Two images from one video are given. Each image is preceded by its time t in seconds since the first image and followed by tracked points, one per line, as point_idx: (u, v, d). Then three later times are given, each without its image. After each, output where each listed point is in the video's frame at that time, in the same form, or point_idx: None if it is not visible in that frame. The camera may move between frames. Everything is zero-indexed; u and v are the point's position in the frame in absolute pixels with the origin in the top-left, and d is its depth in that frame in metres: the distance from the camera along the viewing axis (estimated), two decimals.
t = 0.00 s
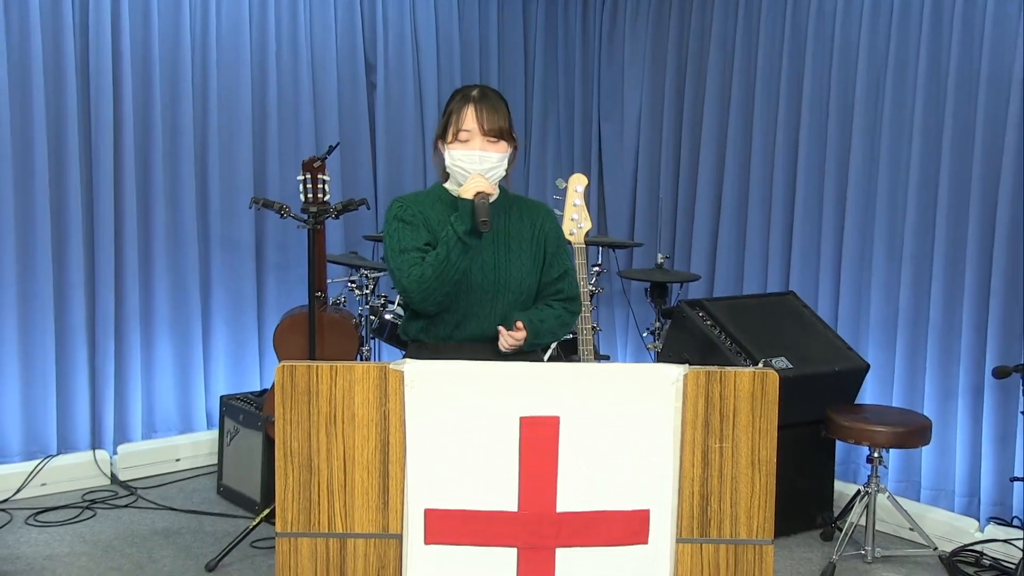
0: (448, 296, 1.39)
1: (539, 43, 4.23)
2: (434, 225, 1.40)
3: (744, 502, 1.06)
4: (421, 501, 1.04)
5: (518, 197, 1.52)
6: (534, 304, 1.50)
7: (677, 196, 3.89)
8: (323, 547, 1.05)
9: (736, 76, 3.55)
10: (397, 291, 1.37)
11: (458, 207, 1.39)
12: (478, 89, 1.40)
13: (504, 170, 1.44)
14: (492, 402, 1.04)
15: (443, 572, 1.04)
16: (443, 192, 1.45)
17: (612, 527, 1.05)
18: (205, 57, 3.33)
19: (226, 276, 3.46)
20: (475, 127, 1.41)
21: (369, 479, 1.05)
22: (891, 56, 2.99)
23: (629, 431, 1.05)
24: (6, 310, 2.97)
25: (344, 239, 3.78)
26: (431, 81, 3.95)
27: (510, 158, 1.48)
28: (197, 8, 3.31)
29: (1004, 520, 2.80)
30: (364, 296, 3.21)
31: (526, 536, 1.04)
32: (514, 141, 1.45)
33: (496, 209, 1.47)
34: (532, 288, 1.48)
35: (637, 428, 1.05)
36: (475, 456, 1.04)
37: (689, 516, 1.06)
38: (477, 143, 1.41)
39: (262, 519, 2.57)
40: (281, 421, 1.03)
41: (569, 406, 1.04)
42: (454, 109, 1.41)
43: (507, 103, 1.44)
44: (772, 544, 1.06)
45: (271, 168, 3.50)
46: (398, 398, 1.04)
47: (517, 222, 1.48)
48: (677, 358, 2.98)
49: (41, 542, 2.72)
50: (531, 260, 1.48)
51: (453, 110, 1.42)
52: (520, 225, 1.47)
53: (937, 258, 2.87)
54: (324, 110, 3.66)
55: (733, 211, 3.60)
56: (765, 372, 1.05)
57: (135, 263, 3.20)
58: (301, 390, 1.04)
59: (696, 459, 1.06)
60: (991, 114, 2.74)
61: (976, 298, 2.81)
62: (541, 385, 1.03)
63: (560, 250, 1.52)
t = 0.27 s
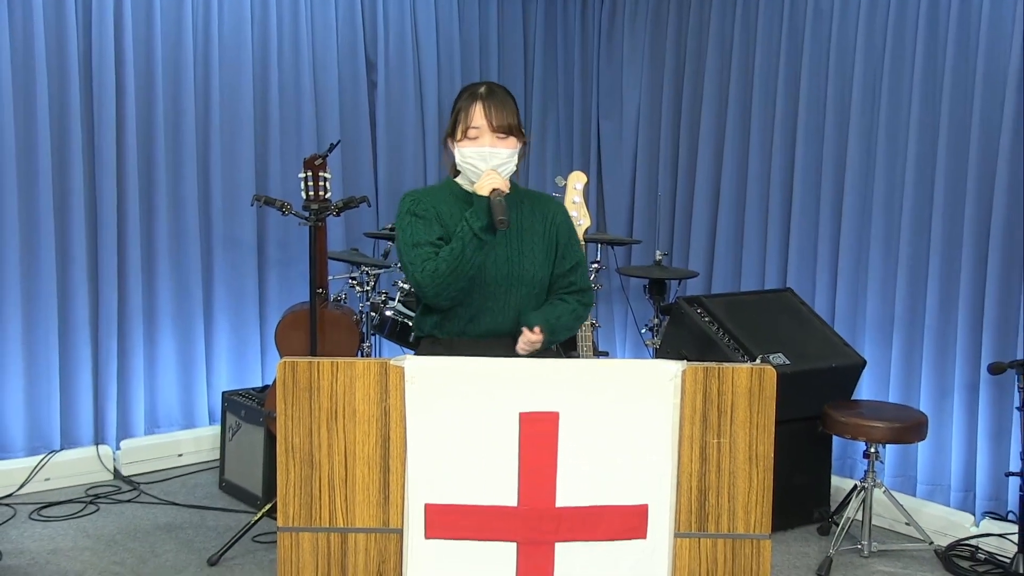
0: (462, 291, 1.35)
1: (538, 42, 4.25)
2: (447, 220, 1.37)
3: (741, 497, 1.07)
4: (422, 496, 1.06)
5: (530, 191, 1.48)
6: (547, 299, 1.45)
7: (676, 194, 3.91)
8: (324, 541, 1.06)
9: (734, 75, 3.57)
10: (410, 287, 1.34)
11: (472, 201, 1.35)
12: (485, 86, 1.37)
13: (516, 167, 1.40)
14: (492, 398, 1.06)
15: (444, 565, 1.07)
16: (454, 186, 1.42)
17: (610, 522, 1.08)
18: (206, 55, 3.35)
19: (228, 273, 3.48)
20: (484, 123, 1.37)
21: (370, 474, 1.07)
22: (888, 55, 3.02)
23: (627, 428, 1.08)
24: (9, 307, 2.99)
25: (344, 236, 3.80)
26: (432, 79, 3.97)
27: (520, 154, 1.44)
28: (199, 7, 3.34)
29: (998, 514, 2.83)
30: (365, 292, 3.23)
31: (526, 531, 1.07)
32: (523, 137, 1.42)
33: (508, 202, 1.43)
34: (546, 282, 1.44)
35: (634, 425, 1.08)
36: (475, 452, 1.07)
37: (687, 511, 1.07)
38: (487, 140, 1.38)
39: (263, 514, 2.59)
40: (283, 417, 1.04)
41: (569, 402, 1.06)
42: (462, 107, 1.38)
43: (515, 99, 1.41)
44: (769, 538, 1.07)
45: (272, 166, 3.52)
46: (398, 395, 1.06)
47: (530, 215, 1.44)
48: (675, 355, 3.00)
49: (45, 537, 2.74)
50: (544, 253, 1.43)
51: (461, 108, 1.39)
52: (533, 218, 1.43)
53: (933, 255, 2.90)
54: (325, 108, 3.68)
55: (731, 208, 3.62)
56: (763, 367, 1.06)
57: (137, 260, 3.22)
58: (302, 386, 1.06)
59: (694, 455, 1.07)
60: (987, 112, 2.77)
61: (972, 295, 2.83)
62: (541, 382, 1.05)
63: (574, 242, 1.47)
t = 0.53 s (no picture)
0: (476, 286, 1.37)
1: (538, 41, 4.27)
2: (462, 214, 1.38)
3: (740, 492, 1.07)
4: (422, 492, 1.06)
5: (543, 181, 1.48)
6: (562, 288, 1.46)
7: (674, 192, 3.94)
8: (326, 536, 1.06)
9: (733, 73, 3.59)
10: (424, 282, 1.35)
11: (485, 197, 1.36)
12: (493, 85, 1.37)
13: (525, 164, 1.40)
14: (493, 394, 1.07)
15: (444, 561, 1.07)
16: (468, 180, 1.42)
17: (609, 517, 1.08)
18: (209, 54, 3.38)
19: (230, 271, 3.50)
20: (491, 122, 1.37)
21: (371, 470, 1.06)
22: (884, 55, 3.04)
23: (627, 423, 1.08)
24: (13, 305, 3.01)
25: (346, 234, 3.83)
26: (432, 78, 3.99)
27: (531, 150, 1.43)
28: (202, 7, 3.36)
29: (994, 509, 2.85)
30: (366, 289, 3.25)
31: (525, 526, 1.07)
32: (533, 133, 1.41)
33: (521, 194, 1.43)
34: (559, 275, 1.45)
35: (634, 420, 1.08)
36: (475, 448, 1.07)
37: (685, 506, 1.08)
38: (495, 138, 1.37)
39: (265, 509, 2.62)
40: (283, 412, 1.04)
41: (568, 398, 1.07)
42: (470, 105, 1.38)
43: (524, 95, 1.40)
44: (768, 533, 1.07)
45: (273, 164, 3.55)
46: (398, 390, 1.06)
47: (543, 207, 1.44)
48: (674, 351, 3.03)
49: (49, 532, 2.77)
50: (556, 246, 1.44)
51: (470, 107, 1.39)
52: (546, 212, 1.44)
53: (930, 253, 2.92)
54: (326, 107, 3.70)
55: (729, 206, 3.64)
56: (760, 363, 1.06)
57: (140, 258, 3.25)
58: (303, 381, 1.06)
59: (692, 450, 1.07)
60: (983, 112, 2.79)
61: (968, 292, 2.85)
62: (541, 378, 1.06)
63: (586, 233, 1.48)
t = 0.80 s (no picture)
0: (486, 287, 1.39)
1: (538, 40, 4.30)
2: (471, 215, 1.40)
3: (738, 488, 1.10)
4: (423, 488, 1.09)
5: (551, 181, 1.50)
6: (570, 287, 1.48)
7: (673, 190, 3.96)
8: (327, 530, 1.09)
9: (731, 73, 3.61)
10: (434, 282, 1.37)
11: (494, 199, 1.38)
12: (506, 86, 1.36)
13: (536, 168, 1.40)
14: (494, 390, 1.09)
15: (444, 555, 1.09)
16: (476, 179, 1.44)
17: (609, 512, 1.10)
18: (211, 54, 3.40)
19: (232, 268, 3.53)
20: (503, 125, 1.37)
21: (372, 465, 1.09)
22: (881, 54, 3.06)
23: (625, 420, 1.10)
24: (18, 302, 3.04)
25: (347, 232, 3.85)
26: (433, 77, 4.01)
27: (542, 152, 1.43)
28: (204, 7, 3.38)
29: (990, 504, 2.88)
30: (367, 286, 3.28)
31: (525, 522, 1.09)
32: (544, 136, 1.41)
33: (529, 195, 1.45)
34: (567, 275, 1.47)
35: (632, 417, 1.10)
36: (476, 444, 1.09)
37: (684, 502, 1.10)
38: (506, 141, 1.37)
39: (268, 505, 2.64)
40: (286, 408, 1.07)
41: (568, 395, 1.09)
42: (484, 107, 1.38)
43: (537, 96, 1.39)
44: (766, 528, 1.10)
45: (276, 163, 3.57)
46: (399, 387, 1.08)
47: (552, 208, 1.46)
48: (673, 348, 3.05)
49: (53, 527, 2.79)
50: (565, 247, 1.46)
51: (483, 107, 1.39)
52: (555, 212, 1.45)
53: (926, 251, 2.94)
54: (328, 106, 3.72)
55: (728, 204, 3.67)
56: (759, 360, 1.09)
57: (143, 255, 3.27)
58: (305, 377, 1.08)
59: (691, 446, 1.10)
60: (979, 111, 2.81)
61: (964, 290, 2.88)
62: (543, 374, 1.08)
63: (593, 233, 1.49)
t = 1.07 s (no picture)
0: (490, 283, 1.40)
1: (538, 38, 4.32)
2: (476, 212, 1.41)
3: (736, 483, 1.12)
4: (425, 484, 1.11)
5: (557, 179, 1.51)
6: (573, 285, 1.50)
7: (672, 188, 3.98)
8: (329, 525, 1.11)
9: (729, 71, 3.63)
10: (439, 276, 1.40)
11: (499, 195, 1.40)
12: (514, 85, 1.38)
13: (538, 166, 1.42)
14: (494, 387, 1.11)
15: (445, 549, 1.12)
16: (484, 176, 1.45)
17: (607, 507, 1.13)
18: (213, 53, 3.42)
19: (235, 265, 3.55)
20: (508, 123, 1.39)
21: (374, 461, 1.11)
22: (879, 52, 3.08)
23: (623, 416, 1.12)
24: (23, 299, 3.06)
25: (349, 229, 3.87)
26: (434, 76, 4.03)
27: (545, 152, 1.45)
28: (206, 6, 3.40)
29: (985, 499, 2.90)
30: (369, 283, 3.30)
31: (525, 516, 1.12)
32: (549, 136, 1.43)
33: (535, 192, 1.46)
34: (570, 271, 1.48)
35: (630, 413, 1.12)
36: (477, 440, 1.11)
37: (683, 497, 1.13)
38: (510, 139, 1.40)
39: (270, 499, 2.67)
40: (288, 405, 1.09)
41: (568, 391, 1.11)
42: (490, 103, 1.40)
43: (544, 97, 1.41)
44: (763, 523, 1.12)
45: (278, 161, 3.59)
46: (400, 384, 1.10)
47: (557, 205, 1.47)
48: (672, 344, 3.08)
49: (58, 521, 2.82)
50: (568, 244, 1.47)
51: (490, 104, 1.41)
52: (559, 209, 1.46)
53: (923, 248, 2.97)
54: (329, 104, 3.74)
55: (726, 202, 3.69)
56: (756, 357, 1.10)
57: (146, 253, 3.30)
58: (307, 373, 1.10)
59: (690, 442, 1.12)
60: (976, 110, 2.83)
61: (961, 287, 2.90)
62: (543, 371, 1.10)
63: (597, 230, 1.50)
